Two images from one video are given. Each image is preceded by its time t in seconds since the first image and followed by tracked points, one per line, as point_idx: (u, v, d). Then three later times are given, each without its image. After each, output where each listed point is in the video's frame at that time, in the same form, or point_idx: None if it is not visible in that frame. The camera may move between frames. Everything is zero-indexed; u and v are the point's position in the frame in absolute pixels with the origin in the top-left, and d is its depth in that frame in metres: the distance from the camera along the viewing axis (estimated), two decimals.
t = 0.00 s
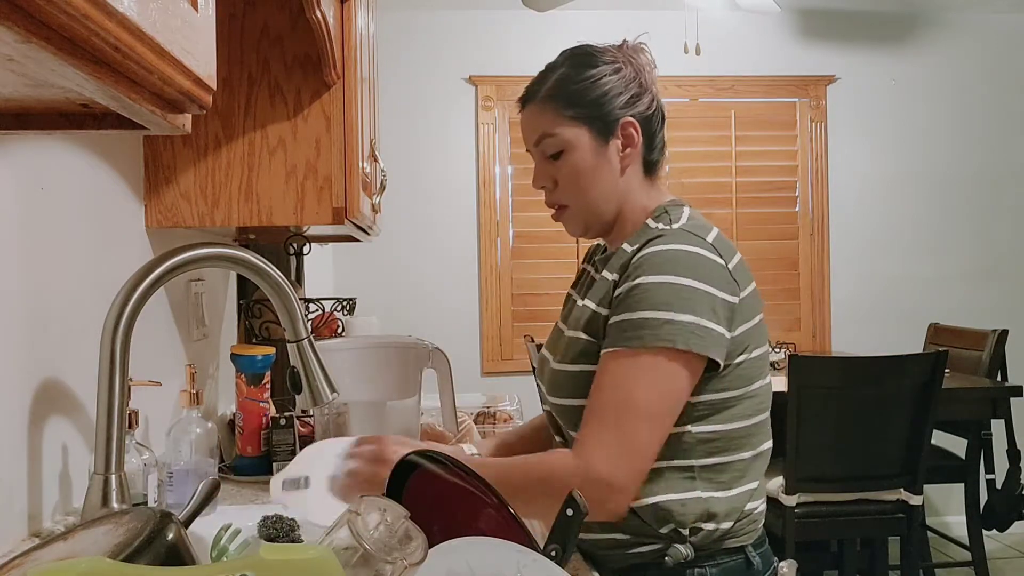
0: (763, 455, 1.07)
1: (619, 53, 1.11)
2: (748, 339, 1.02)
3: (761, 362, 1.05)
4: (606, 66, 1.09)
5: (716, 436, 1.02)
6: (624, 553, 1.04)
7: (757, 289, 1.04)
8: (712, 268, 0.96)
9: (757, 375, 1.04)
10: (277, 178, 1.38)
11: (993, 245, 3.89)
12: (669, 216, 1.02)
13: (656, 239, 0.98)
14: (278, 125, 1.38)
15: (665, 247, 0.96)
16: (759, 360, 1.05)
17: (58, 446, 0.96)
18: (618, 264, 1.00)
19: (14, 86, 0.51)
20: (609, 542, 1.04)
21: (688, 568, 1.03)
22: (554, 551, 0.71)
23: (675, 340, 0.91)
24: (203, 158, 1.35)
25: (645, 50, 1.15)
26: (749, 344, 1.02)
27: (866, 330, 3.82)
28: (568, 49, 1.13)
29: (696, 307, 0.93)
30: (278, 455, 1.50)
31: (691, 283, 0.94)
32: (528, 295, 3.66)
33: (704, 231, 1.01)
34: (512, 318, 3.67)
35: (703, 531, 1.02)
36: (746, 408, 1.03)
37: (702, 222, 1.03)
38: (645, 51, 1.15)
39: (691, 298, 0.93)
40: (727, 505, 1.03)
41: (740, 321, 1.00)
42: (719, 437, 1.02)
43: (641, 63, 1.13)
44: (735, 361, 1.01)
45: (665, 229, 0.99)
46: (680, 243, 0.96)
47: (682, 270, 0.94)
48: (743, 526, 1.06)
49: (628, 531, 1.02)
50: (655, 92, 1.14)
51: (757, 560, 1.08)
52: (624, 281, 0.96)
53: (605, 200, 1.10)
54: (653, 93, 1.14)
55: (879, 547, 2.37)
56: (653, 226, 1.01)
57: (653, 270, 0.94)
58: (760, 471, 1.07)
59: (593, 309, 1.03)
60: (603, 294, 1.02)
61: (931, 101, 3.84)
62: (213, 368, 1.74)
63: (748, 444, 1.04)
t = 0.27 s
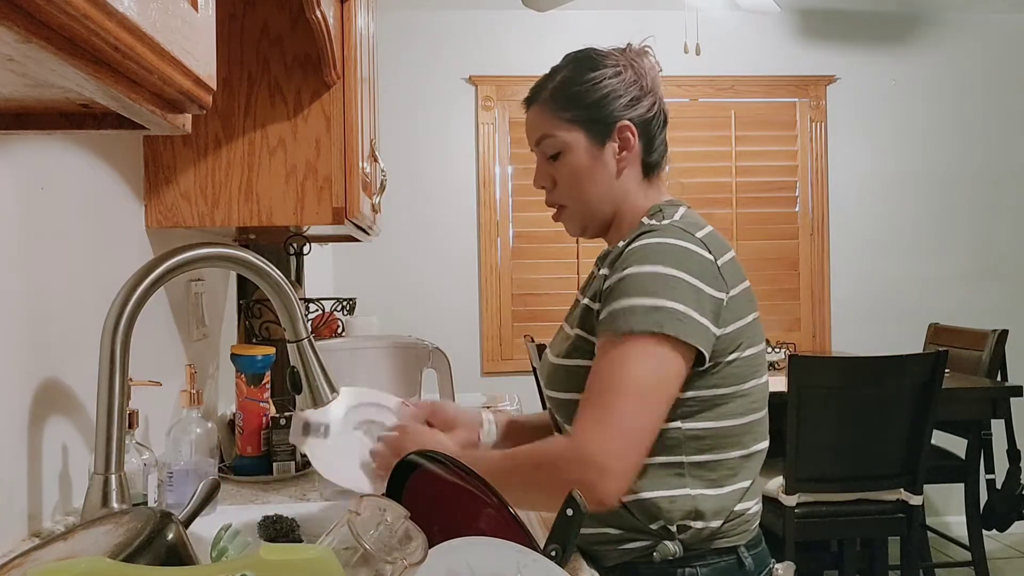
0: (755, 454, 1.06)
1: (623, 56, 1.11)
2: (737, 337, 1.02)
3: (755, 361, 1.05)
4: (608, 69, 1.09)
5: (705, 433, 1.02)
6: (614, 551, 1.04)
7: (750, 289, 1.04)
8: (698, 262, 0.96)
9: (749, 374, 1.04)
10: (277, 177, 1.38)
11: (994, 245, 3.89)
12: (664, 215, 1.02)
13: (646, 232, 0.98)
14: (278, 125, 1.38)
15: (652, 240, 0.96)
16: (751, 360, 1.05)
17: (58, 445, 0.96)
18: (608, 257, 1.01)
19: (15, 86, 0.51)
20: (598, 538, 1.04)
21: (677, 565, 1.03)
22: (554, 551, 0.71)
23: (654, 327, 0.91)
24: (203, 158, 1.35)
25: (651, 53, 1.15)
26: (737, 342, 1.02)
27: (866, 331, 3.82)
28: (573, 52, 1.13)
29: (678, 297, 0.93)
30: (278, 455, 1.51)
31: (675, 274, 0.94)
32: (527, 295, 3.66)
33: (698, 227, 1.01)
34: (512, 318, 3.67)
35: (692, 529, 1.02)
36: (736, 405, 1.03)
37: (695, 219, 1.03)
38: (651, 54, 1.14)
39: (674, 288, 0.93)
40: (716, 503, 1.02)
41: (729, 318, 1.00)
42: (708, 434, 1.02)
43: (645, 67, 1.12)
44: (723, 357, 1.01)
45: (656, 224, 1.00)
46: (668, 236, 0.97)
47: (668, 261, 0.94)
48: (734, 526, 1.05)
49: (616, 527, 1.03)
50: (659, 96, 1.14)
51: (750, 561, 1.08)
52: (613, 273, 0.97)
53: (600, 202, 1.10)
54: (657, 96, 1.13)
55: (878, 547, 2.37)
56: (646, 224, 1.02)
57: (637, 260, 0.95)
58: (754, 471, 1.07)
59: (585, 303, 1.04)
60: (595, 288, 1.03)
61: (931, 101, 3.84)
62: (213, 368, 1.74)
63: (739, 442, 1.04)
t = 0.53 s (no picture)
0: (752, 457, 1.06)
1: (633, 56, 1.11)
2: (728, 335, 1.01)
3: (750, 361, 1.05)
4: (618, 70, 1.08)
5: (699, 433, 1.02)
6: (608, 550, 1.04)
7: (743, 288, 1.03)
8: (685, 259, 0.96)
9: (743, 374, 1.04)
10: (277, 177, 1.38)
11: (994, 246, 3.89)
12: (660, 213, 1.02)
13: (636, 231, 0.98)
14: (278, 125, 1.38)
15: (640, 238, 0.96)
16: (745, 361, 1.04)
17: (58, 446, 0.96)
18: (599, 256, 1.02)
19: (15, 86, 0.51)
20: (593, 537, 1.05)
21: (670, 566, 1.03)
22: (554, 551, 0.70)
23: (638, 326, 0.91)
24: (203, 158, 1.35)
25: (659, 53, 1.15)
26: (729, 341, 1.01)
27: (866, 330, 3.82)
28: (581, 47, 1.12)
29: (663, 295, 0.93)
30: (279, 455, 1.50)
31: (660, 271, 0.93)
32: (528, 295, 3.66)
33: (690, 225, 1.01)
34: (512, 318, 3.67)
35: (685, 530, 1.02)
36: (730, 405, 1.03)
37: (690, 218, 1.03)
38: (660, 54, 1.14)
39: (658, 285, 0.93)
40: (711, 504, 1.02)
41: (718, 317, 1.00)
42: (703, 434, 1.02)
43: (654, 68, 1.12)
44: (716, 356, 1.01)
45: (647, 222, 1.00)
46: (656, 234, 0.97)
47: (653, 259, 0.94)
48: (729, 529, 1.05)
49: (610, 525, 1.03)
50: (664, 97, 1.14)
51: (744, 565, 1.07)
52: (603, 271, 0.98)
53: (603, 203, 1.10)
54: (663, 97, 1.13)
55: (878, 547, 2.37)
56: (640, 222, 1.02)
57: (624, 258, 0.95)
58: (750, 474, 1.07)
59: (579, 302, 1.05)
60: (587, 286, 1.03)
61: (931, 101, 3.84)
62: (213, 368, 1.74)
63: (735, 443, 1.04)
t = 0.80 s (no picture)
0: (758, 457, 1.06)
1: (628, 56, 1.11)
2: (736, 335, 1.01)
3: (757, 361, 1.05)
4: (613, 70, 1.08)
5: (707, 433, 1.02)
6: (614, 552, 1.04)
7: (750, 287, 1.04)
8: (697, 259, 0.96)
9: (750, 373, 1.04)
10: (276, 177, 1.38)
11: (994, 246, 3.89)
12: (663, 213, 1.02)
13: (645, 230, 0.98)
14: (278, 126, 1.38)
15: (651, 237, 0.96)
16: (751, 360, 1.04)
17: (58, 446, 0.96)
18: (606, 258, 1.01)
19: (15, 86, 0.51)
20: (599, 539, 1.04)
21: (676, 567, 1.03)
22: (554, 550, 0.72)
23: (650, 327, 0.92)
24: (203, 158, 1.35)
25: (656, 54, 1.15)
26: (736, 341, 1.02)
27: (866, 330, 3.82)
28: (578, 50, 1.13)
29: (675, 294, 0.93)
30: (278, 455, 1.51)
31: (673, 271, 0.94)
32: (527, 295, 3.66)
33: (697, 225, 1.01)
34: (512, 318, 3.67)
35: (692, 531, 1.02)
36: (737, 405, 1.03)
37: (697, 218, 1.02)
38: (656, 55, 1.14)
39: (670, 285, 0.93)
40: (718, 505, 1.02)
41: (727, 316, 1.00)
42: (710, 434, 1.02)
43: (650, 67, 1.12)
44: (723, 355, 1.01)
45: (654, 223, 0.99)
46: (667, 233, 0.97)
47: (665, 258, 0.94)
48: (735, 529, 1.05)
49: (616, 527, 1.03)
50: (663, 97, 1.14)
51: (750, 565, 1.07)
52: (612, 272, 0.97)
53: (602, 202, 1.10)
54: (662, 97, 1.13)
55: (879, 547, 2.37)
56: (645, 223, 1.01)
57: (635, 258, 0.95)
58: (755, 474, 1.06)
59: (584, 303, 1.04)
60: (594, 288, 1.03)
61: (931, 101, 3.84)
62: (213, 368, 1.74)
63: (741, 443, 1.04)
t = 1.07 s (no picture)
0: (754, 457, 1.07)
1: (623, 58, 1.12)
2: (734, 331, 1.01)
3: (751, 359, 1.05)
4: (608, 69, 1.09)
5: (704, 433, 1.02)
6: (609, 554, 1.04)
7: (742, 285, 1.04)
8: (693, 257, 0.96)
9: (745, 373, 1.04)
10: (277, 177, 1.38)
11: (994, 246, 3.89)
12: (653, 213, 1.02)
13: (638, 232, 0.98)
14: (278, 126, 1.38)
15: (644, 238, 0.96)
16: (747, 359, 1.05)
17: (58, 446, 0.96)
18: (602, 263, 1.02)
19: (16, 86, 0.51)
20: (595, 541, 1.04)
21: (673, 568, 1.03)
22: (554, 551, 0.71)
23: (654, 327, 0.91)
24: (203, 158, 1.35)
25: (650, 59, 1.16)
26: (734, 339, 1.02)
27: (866, 330, 3.82)
28: (574, 52, 1.13)
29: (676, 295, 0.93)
30: (278, 455, 1.51)
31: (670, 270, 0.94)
32: (527, 295, 3.66)
33: (688, 224, 1.01)
34: (512, 318, 3.67)
35: (688, 531, 1.02)
36: (734, 404, 1.03)
37: (686, 217, 1.02)
38: (651, 59, 1.15)
39: (670, 285, 0.93)
40: (714, 505, 1.02)
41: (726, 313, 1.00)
42: (708, 434, 1.02)
43: (645, 70, 1.13)
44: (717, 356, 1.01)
45: (645, 223, 0.99)
46: (659, 234, 0.97)
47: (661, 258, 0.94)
48: (731, 529, 1.05)
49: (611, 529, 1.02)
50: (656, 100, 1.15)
51: (746, 564, 1.08)
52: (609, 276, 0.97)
53: (596, 200, 1.10)
54: (655, 100, 1.14)
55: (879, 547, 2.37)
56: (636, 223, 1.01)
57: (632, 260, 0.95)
58: (751, 473, 1.06)
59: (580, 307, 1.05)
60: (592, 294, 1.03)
61: (930, 102, 3.84)
62: (213, 368, 1.74)
63: (739, 443, 1.04)
